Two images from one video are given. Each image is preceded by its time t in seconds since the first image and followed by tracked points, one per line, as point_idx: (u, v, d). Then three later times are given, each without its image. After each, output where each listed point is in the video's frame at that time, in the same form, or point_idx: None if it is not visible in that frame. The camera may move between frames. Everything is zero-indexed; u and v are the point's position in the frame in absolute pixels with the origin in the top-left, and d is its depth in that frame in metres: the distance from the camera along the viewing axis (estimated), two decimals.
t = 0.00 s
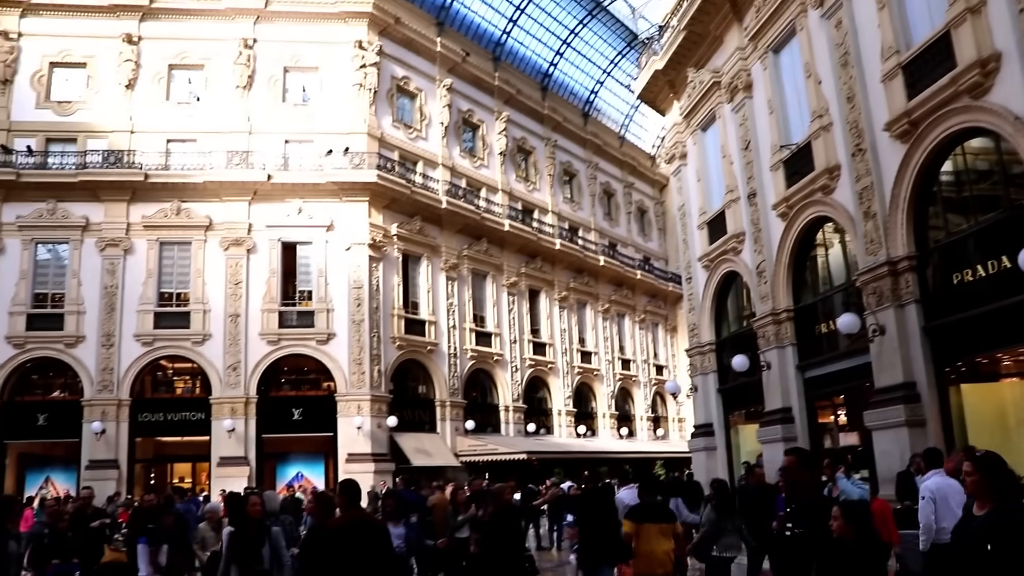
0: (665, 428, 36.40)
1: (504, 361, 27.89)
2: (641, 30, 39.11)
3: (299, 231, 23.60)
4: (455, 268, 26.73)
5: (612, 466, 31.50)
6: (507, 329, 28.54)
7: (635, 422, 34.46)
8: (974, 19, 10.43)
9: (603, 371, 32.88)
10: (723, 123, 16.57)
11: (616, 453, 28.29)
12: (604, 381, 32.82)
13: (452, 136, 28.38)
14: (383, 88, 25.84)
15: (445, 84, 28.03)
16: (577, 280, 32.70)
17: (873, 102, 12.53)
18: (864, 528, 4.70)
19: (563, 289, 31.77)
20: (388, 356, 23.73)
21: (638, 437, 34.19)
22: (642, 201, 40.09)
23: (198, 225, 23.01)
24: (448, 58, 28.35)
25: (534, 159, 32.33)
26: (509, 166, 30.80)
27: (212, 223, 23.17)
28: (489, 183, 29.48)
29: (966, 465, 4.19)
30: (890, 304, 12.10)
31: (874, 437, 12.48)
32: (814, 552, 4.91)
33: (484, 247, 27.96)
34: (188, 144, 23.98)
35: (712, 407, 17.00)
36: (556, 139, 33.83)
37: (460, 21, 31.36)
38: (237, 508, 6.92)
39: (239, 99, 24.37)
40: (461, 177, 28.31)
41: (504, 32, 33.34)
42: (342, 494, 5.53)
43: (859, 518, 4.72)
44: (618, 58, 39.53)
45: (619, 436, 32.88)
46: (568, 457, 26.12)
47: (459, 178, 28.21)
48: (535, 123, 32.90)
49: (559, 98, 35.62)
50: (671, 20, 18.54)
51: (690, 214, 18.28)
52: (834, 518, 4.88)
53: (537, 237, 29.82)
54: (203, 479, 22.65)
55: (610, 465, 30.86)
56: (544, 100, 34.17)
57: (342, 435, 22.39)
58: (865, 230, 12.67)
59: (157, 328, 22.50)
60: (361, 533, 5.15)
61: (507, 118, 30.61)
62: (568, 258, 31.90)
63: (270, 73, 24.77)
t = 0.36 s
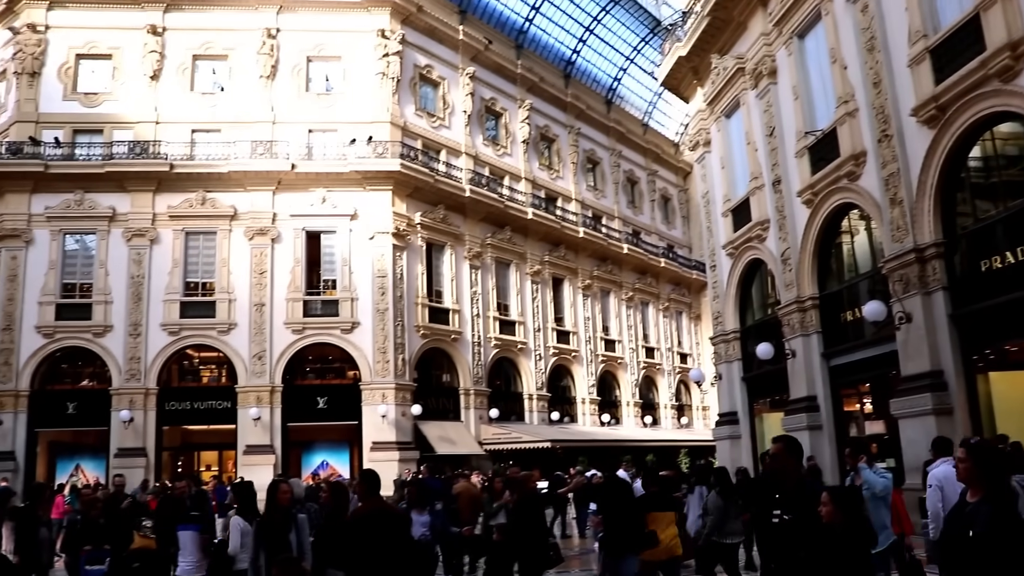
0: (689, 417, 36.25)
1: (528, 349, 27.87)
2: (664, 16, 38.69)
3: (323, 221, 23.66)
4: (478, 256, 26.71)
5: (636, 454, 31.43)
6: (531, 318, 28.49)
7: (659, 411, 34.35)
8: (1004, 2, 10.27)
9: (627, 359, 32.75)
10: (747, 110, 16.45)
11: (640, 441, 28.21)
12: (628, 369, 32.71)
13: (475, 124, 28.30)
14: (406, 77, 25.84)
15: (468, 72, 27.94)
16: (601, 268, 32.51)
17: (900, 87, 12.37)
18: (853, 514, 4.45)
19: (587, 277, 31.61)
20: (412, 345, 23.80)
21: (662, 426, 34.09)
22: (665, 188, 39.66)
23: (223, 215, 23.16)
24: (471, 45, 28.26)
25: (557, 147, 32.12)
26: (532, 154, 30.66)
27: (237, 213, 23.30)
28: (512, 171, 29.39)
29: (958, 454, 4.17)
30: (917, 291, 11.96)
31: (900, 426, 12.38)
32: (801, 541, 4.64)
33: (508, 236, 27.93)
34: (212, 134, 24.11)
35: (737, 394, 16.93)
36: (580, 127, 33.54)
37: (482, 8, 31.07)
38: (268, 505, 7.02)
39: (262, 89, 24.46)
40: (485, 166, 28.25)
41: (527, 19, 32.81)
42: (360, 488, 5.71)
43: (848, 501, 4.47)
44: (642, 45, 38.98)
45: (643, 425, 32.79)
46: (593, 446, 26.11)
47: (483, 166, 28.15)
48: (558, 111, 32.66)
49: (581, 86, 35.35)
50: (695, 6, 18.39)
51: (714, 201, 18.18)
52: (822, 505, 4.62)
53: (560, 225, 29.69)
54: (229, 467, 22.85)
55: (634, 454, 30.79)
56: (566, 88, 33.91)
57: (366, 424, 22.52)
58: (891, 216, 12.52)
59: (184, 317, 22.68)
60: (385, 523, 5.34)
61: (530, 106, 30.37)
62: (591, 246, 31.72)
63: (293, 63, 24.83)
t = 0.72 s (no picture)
0: (710, 407, 36.11)
1: (549, 340, 27.83)
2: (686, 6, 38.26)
3: (345, 212, 23.73)
4: (499, 247, 26.68)
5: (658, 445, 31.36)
6: (552, 308, 28.43)
7: (680, 401, 34.24)
8: None
9: (648, 349, 32.63)
10: (770, 99, 16.34)
11: (662, 432, 28.13)
12: (649, 359, 32.60)
13: (496, 114, 28.23)
14: (427, 68, 25.84)
15: (488, 63, 27.85)
16: (622, 259, 32.36)
17: (924, 75, 12.22)
18: (840, 507, 4.53)
19: (608, 268, 31.46)
20: (434, 336, 23.87)
21: (684, 416, 33.98)
22: (687, 178, 39.28)
23: (245, 207, 23.28)
24: (491, 36, 28.19)
25: (578, 137, 31.91)
26: (553, 144, 30.51)
27: (259, 204, 23.41)
28: (533, 162, 29.25)
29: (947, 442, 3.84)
30: (941, 281, 11.83)
31: (923, 417, 12.28)
32: (791, 529, 4.75)
33: (529, 226, 27.88)
34: (234, 126, 24.23)
35: (759, 384, 16.86)
36: (601, 117, 33.27)
37: None
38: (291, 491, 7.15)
39: (283, 81, 24.54)
40: (505, 156, 28.19)
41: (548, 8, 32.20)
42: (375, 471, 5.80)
43: (836, 496, 4.53)
44: (663, 34, 38.48)
45: (665, 415, 32.70)
46: (614, 436, 26.08)
47: (503, 157, 28.09)
48: (579, 102, 32.42)
49: (602, 76, 35.02)
50: None
51: (736, 191, 18.08)
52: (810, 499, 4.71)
53: (581, 215, 29.56)
54: (252, 457, 23.04)
55: (655, 444, 30.72)
56: (587, 78, 33.66)
57: (388, 414, 22.63)
58: (915, 206, 12.38)
59: (206, 309, 22.83)
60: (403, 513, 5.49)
61: (550, 96, 30.22)
62: (612, 236, 31.55)
63: (314, 55, 24.88)
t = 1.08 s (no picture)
0: (732, 395, 35.98)
1: (570, 328, 27.80)
2: None
3: (366, 201, 23.76)
4: (520, 235, 26.65)
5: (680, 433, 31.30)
6: (573, 296, 28.37)
7: (702, 389, 34.12)
8: None
9: (670, 337, 32.52)
10: (792, 84, 16.20)
11: (684, 419, 28.06)
12: (670, 347, 32.49)
13: (516, 102, 28.16)
14: (447, 56, 25.84)
15: (508, 51, 27.78)
16: (643, 246, 32.21)
17: (949, 58, 12.03)
18: (825, 499, 4.19)
19: (629, 256, 31.32)
20: (455, 324, 23.93)
21: (706, 404, 33.87)
22: (708, 165, 38.97)
23: (267, 197, 23.38)
24: (511, 24, 28.11)
25: (599, 125, 31.74)
26: (574, 132, 30.38)
27: (280, 194, 23.50)
28: (554, 150, 29.14)
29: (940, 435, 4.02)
30: (966, 267, 11.68)
31: (948, 404, 12.16)
32: (774, 524, 4.33)
33: (550, 214, 27.82)
34: (255, 117, 24.32)
35: (781, 372, 16.78)
36: (621, 104, 33.06)
37: None
38: (317, 480, 7.27)
39: (303, 71, 24.60)
40: (525, 145, 28.12)
41: None
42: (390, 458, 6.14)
43: (820, 488, 4.24)
44: (683, 20, 38.05)
45: (686, 403, 32.62)
46: (637, 424, 26.05)
47: (523, 145, 28.02)
48: (599, 89, 32.21)
49: (622, 62, 34.74)
50: None
51: (758, 177, 17.95)
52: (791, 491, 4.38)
53: (602, 203, 29.43)
54: (275, 446, 23.24)
55: (677, 432, 30.65)
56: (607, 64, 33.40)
57: (410, 402, 22.74)
58: (940, 191, 12.23)
59: (229, 298, 22.98)
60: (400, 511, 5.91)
61: (570, 83, 30.08)
62: (633, 224, 31.40)
63: (334, 44, 24.92)
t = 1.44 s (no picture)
0: (756, 384, 35.82)
1: (593, 317, 27.77)
2: None
3: (388, 191, 23.79)
4: (543, 225, 26.61)
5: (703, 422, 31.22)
6: (596, 286, 28.32)
7: (725, 378, 34.00)
8: None
9: (693, 327, 32.39)
10: (816, 72, 16.04)
11: (707, 409, 28.00)
12: (694, 337, 32.37)
13: (538, 92, 28.08)
14: (468, 46, 25.81)
15: (530, 40, 27.69)
16: (666, 236, 32.06)
17: (977, 43, 11.83)
18: (812, 487, 4.43)
19: (652, 245, 31.18)
20: (478, 314, 23.98)
21: (729, 394, 33.75)
22: (731, 153, 38.68)
23: (290, 187, 23.47)
24: (532, 13, 28.01)
25: (621, 114, 31.60)
26: (596, 121, 30.25)
27: (303, 184, 23.59)
28: (576, 139, 29.03)
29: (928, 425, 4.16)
30: (994, 255, 11.51)
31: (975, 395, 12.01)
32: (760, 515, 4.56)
33: (572, 204, 27.73)
34: (278, 108, 24.40)
35: (805, 361, 16.71)
36: (643, 93, 32.87)
37: None
38: (343, 468, 7.29)
39: (325, 62, 24.65)
40: (548, 134, 28.04)
41: None
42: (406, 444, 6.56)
43: (805, 476, 4.44)
44: (707, 8, 37.28)
45: (710, 392, 32.53)
46: (660, 413, 26.03)
47: (546, 135, 27.94)
48: (621, 77, 32.07)
49: (645, 51, 34.45)
50: None
51: (782, 166, 17.81)
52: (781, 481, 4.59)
53: (624, 192, 29.31)
54: (299, 435, 23.42)
55: (701, 422, 30.57)
56: (629, 52, 33.15)
57: (433, 392, 22.84)
58: (967, 178, 12.06)
59: (253, 289, 23.14)
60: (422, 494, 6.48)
61: (593, 72, 29.95)
62: (656, 213, 31.25)
63: (356, 35, 24.95)
